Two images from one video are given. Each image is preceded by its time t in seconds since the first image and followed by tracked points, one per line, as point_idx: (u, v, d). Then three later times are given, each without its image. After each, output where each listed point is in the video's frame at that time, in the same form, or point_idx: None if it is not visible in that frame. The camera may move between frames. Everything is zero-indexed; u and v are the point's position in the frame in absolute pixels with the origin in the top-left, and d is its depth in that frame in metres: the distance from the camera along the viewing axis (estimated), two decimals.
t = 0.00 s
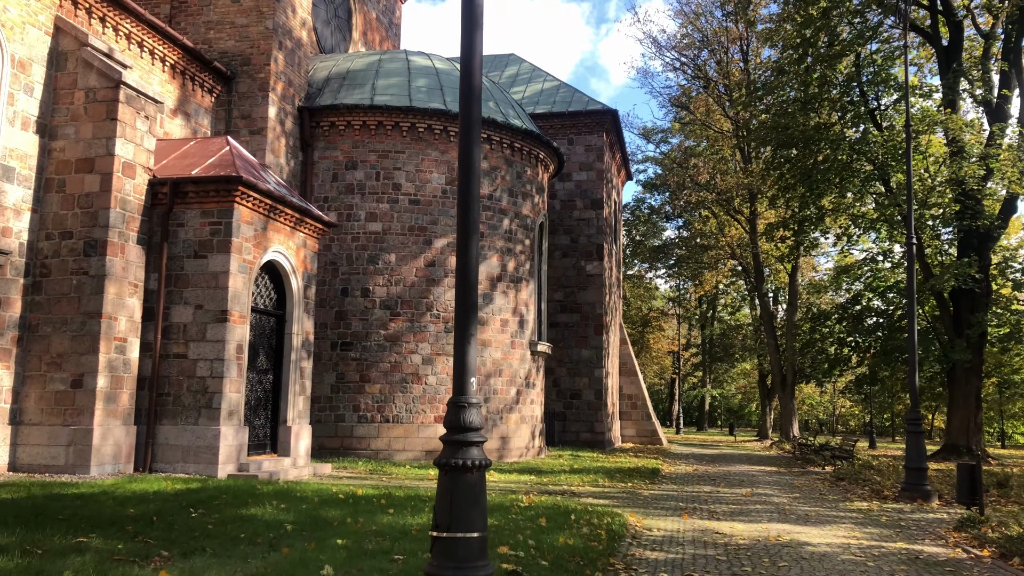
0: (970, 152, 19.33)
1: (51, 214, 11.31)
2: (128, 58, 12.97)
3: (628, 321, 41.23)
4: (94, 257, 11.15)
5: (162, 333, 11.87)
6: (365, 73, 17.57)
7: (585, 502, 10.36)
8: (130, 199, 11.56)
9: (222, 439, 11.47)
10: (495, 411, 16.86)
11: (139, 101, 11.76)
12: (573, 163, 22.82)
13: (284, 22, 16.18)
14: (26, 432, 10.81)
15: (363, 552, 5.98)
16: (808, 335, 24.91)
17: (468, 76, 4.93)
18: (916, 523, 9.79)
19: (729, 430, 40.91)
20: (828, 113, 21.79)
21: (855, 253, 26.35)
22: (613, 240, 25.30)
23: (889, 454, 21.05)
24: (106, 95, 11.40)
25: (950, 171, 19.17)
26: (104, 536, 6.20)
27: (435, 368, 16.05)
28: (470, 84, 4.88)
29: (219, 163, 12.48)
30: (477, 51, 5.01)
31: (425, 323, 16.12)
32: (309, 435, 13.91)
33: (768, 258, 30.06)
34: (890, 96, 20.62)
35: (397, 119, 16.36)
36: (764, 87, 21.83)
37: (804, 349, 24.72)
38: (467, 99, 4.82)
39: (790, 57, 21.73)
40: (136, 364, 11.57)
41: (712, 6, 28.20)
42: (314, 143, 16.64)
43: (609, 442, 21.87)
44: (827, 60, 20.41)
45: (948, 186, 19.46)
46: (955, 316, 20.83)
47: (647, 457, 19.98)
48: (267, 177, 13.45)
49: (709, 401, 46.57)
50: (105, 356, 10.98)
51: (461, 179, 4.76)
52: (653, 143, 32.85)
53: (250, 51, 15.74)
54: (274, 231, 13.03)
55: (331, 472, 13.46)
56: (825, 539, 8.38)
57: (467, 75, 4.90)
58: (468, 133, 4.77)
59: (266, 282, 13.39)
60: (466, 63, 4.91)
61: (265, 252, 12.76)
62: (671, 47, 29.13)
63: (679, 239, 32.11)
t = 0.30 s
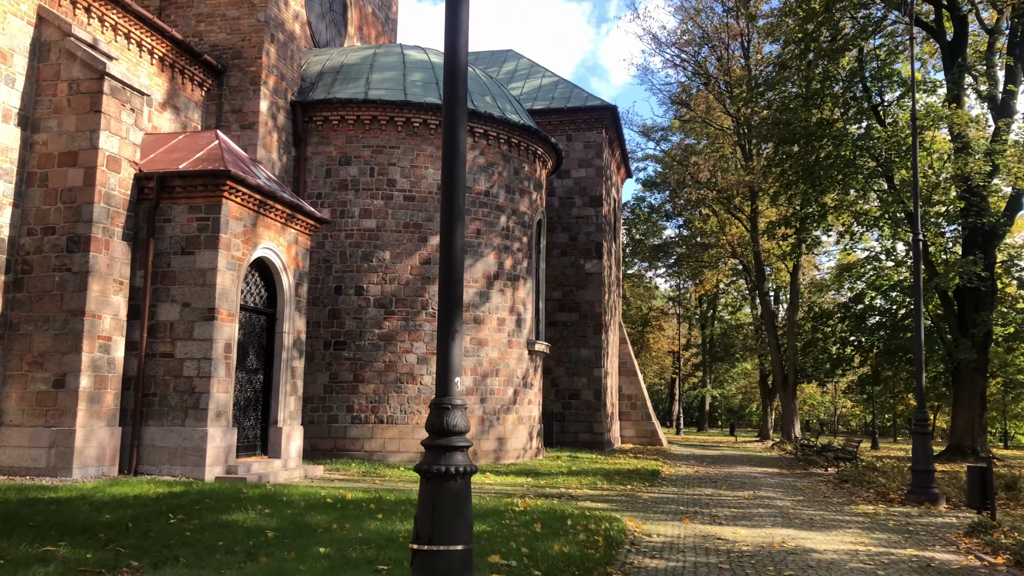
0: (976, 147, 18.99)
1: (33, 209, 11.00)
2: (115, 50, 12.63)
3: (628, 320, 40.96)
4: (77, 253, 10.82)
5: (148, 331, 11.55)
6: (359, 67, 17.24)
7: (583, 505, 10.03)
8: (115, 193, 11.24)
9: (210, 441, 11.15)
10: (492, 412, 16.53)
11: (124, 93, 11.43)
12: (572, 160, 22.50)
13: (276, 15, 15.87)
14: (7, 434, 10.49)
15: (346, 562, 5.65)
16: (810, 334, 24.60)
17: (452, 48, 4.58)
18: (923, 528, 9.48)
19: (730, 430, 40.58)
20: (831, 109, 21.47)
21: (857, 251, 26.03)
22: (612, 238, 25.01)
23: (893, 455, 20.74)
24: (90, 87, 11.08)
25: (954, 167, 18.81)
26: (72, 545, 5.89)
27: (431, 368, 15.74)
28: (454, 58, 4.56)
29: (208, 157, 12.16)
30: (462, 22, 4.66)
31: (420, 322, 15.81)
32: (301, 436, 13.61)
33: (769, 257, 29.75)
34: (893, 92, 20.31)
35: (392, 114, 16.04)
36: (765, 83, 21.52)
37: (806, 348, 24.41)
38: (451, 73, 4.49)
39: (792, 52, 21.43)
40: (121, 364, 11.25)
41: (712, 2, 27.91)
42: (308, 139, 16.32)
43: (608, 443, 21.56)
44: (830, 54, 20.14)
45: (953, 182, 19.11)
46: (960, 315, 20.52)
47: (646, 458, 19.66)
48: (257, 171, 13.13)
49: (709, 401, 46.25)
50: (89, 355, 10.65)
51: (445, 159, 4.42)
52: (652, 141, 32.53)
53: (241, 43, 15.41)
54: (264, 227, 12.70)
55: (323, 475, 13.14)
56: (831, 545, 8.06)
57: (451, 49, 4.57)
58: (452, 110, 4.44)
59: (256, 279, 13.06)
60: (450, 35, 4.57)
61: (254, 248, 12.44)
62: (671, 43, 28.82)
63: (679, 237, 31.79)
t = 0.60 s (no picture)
0: (982, 141, 18.68)
1: (16, 200, 10.70)
2: (102, 38, 12.30)
3: (628, 319, 40.67)
4: (60, 245, 10.50)
5: (135, 326, 11.24)
6: (353, 58, 16.94)
7: (581, 505, 9.73)
8: (100, 184, 10.94)
9: (198, 439, 10.84)
10: (489, 410, 16.20)
11: (109, 81, 11.13)
12: (570, 155, 22.19)
13: (268, 5, 15.57)
14: None
15: (329, 565, 5.34)
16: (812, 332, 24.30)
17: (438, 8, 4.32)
18: (933, 529, 9.21)
19: (730, 429, 40.28)
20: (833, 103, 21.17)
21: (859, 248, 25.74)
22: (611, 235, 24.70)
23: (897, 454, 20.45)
24: (73, 75, 10.78)
25: (959, 161, 18.49)
26: (41, 548, 5.59)
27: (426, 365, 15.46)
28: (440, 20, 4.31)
29: (196, 148, 11.86)
30: None
31: (416, 318, 15.53)
32: (293, 434, 13.29)
33: (770, 254, 29.45)
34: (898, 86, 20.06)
35: (387, 106, 15.73)
36: (766, 77, 21.22)
37: (807, 345, 24.12)
38: (436, 37, 4.25)
39: (794, 45, 21.13)
40: (107, 360, 10.94)
41: None
42: (301, 131, 16.02)
43: (607, 442, 21.26)
44: (833, 47, 19.90)
45: (959, 176, 18.80)
46: (965, 312, 20.20)
47: (646, 457, 19.36)
48: (248, 163, 12.82)
49: (709, 400, 45.98)
50: (72, 351, 10.35)
51: (429, 127, 4.18)
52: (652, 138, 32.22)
53: (233, 34, 15.10)
54: (255, 220, 12.40)
55: (315, 474, 12.83)
56: (839, 547, 7.77)
57: (437, 10, 4.30)
58: (437, 75, 4.20)
59: (246, 274, 12.74)
60: None
61: (244, 241, 12.14)
62: (672, 38, 28.50)
63: (679, 234, 31.47)
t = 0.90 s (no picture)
0: (986, 138, 18.39)
1: None
2: (87, 30, 12.00)
3: (627, 319, 40.39)
4: (41, 242, 10.20)
5: (119, 325, 10.93)
6: (347, 53, 16.65)
7: (578, 510, 9.43)
8: (83, 178, 10.64)
9: (183, 441, 10.53)
10: (485, 411, 15.90)
11: (93, 73, 10.83)
12: (568, 152, 21.88)
13: None
14: None
15: None
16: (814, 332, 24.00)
17: None
18: (941, 534, 8.93)
19: (730, 430, 39.97)
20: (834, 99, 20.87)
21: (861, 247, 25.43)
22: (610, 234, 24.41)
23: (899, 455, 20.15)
24: (55, 66, 10.48)
25: (963, 157, 18.16)
26: (2, 560, 5.30)
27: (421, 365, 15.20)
28: None
29: (183, 142, 11.55)
30: None
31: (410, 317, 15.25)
32: (283, 436, 12.99)
33: (770, 253, 29.17)
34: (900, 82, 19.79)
35: (380, 102, 15.45)
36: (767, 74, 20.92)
37: (808, 345, 23.82)
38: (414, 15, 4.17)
39: (795, 41, 20.83)
40: (90, 360, 10.64)
41: None
42: (293, 127, 15.71)
43: (605, 443, 20.97)
44: (834, 41, 19.68)
45: (963, 172, 18.46)
46: (968, 312, 19.90)
47: (645, 459, 19.05)
48: (236, 158, 12.51)
49: (708, 401, 45.67)
50: (53, 350, 10.05)
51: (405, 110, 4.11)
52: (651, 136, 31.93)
53: (223, 27, 14.81)
54: (243, 216, 12.09)
55: (305, 477, 12.53)
56: (844, 554, 7.47)
57: None
58: (414, 55, 4.13)
59: (236, 272, 12.47)
60: None
61: (232, 238, 11.83)
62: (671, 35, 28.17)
63: (678, 234, 31.16)
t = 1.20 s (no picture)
0: (989, 133, 18.13)
1: None
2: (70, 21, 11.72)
3: (626, 318, 40.14)
4: (21, 236, 9.93)
5: (102, 322, 10.65)
6: (339, 46, 16.38)
7: (573, 512, 9.17)
8: (64, 171, 10.36)
9: (167, 441, 10.25)
10: (480, 410, 15.62)
11: (75, 63, 10.55)
12: (565, 149, 21.61)
13: None
14: None
15: None
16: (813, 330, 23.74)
17: None
18: (946, 537, 8.66)
19: (729, 430, 39.69)
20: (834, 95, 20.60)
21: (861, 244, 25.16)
22: (608, 231, 24.16)
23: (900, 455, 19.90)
24: (36, 56, 10.21)
25: (965, 152, 17.90)
26: None
27: (414, 363, 14.94)
28: None
29: (169, 135, 11.26)
30: None
31: (403, 315, 14.99)
32: (273, 435, 12.71)
33: (770, 251, 28.91)
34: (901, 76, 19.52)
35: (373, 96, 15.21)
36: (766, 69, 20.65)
37: (808, 344, 23.55)
38: None
39: (794, 35, 20.56)
40: (72, 357, 10.37)
41: None
42: (284, 121, 15.43)
43: (603, 443, 20.70)
44: (833, 36, 19.42)
45: (965, 168, 18.18)
46: (970, 310, 19.64)
47: (643, 459, 18.79)
48: (225, 152, 12.23)
49: (707, 401, 45.38)
50: (33, 348, 9.78)
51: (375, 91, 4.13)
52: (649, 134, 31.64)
53: (212, 19, 14.52)
54: (231, 211, 11.82)
55: (295, 477, 12.26)
56: (849, 557, 7.21)
57: None
58: (382, 31, 4.15)
59: (224, 269, 12.23)
60: None
61: (220, 234, 11.56)
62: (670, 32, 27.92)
63: (677, 232, 30.87)
